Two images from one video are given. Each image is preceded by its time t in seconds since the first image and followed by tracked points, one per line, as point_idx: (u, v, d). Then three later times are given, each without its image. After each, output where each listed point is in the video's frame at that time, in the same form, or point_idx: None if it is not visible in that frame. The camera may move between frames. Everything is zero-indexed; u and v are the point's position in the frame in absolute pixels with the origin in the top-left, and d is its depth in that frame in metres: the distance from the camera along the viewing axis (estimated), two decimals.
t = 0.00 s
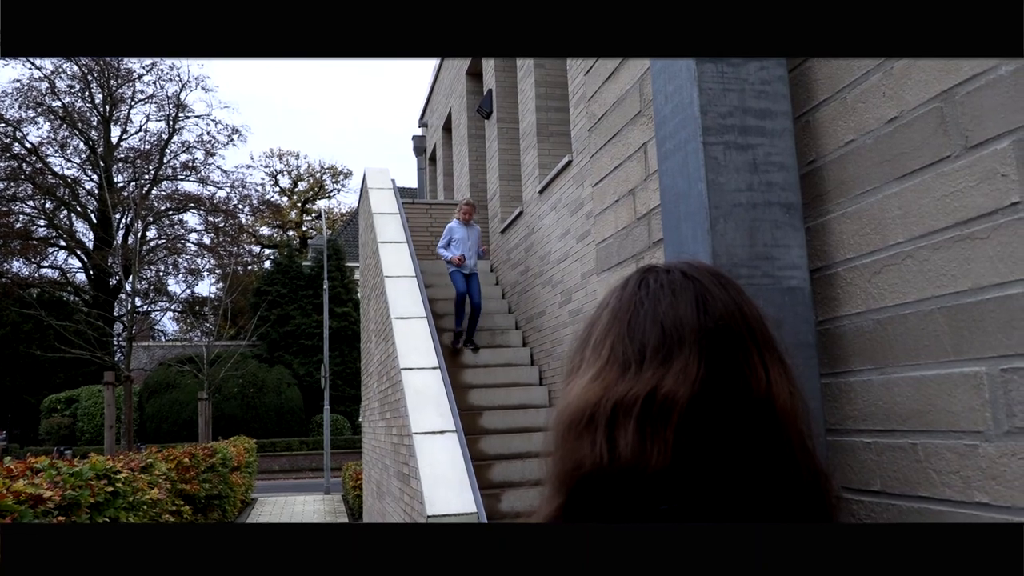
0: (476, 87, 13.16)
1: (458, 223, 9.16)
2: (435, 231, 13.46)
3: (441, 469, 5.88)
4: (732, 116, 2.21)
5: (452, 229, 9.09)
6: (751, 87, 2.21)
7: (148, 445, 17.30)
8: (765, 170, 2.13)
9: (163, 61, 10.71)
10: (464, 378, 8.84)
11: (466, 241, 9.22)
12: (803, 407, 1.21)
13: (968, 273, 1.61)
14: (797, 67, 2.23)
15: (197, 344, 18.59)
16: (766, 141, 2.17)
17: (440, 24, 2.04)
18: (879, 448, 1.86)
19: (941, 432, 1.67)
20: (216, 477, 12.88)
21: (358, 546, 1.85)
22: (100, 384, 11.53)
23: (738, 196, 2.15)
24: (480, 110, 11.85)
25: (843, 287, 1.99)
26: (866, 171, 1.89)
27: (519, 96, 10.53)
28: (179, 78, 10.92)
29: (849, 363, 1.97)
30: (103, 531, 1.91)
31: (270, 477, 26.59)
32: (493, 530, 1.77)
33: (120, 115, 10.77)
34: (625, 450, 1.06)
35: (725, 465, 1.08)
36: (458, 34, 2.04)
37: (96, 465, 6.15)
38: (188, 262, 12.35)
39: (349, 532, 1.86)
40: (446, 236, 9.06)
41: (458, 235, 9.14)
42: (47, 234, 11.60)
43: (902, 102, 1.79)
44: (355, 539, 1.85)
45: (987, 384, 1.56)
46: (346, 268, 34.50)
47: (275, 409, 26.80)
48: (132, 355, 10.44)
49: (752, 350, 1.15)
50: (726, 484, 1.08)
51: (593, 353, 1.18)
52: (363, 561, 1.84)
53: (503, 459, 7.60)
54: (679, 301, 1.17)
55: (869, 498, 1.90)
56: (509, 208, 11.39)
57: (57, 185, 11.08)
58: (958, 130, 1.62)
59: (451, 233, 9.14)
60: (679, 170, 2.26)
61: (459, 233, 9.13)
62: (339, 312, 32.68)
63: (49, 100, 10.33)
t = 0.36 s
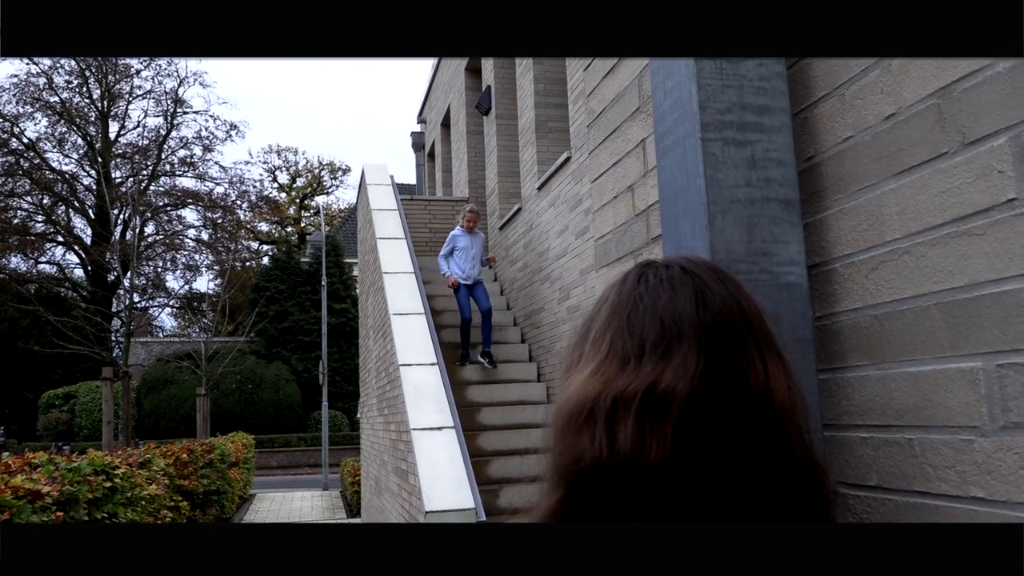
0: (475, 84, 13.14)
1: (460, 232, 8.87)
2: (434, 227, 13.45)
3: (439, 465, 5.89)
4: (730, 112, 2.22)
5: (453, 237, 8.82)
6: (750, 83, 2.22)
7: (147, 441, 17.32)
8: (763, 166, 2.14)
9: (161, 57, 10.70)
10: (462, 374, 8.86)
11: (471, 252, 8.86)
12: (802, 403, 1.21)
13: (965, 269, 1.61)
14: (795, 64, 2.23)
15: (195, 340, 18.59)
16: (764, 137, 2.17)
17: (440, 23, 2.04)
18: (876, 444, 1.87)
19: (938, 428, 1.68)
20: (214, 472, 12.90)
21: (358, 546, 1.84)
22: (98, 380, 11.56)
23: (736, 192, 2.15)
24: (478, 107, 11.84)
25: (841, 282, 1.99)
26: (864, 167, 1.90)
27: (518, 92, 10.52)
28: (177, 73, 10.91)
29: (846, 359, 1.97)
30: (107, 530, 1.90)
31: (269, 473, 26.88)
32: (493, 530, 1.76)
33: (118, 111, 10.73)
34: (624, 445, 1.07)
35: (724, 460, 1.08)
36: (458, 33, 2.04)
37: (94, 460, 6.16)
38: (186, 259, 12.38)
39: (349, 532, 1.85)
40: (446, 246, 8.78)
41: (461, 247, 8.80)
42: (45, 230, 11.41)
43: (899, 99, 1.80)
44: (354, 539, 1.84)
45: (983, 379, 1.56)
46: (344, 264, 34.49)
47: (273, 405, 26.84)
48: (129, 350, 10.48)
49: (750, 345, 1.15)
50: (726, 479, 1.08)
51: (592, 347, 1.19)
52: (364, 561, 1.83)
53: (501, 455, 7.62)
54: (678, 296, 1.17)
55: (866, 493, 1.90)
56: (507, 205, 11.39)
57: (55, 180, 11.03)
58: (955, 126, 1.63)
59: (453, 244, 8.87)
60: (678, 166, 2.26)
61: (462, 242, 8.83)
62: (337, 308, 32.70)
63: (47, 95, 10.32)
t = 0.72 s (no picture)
0: (474, 80, 13.12)
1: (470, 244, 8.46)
2: (432, 224, 13.44)
3: (437, 461, 5.90)
4: (727, 108, 2.22)
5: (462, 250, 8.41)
6: (747, 79, 2.22)
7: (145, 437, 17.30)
8: (760, 162, 2.14)
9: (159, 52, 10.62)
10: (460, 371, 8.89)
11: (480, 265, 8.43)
12: (798, 400, 1.21)
13: (961, 265, 1.61)
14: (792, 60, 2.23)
15: (194, 336, 18.57)
16: (761, 133, 2.17)
17: (438, 23, 2.04)
18: (872, 439, 1.87)
19: (933, 423, 1.68)
20: (213, 468, 12.85)
21: (358, 544, 1.84)
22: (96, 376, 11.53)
23: (733, 188, 2.16)
24: (477, 103, 11.82)
25: (837, 279, 2.00)
26: (861, 163, 1.90)
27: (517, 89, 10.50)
28: (175, 69, 10.83)
29: (842, 355, 1.98)
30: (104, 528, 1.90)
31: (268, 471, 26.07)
32: (492, 530, 1.76)
33: (116, 106, 10.72)
34: (622, 440, 1.07)
35: (722, 457, 1.08)
36: (457, 33, 2.04)
37: (92, 456, 6.18)
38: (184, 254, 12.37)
39: (350, 531, 1.85)
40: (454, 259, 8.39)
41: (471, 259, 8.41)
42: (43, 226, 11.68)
43: (895, 95, 1.80)
44: (354, 538, 1.84)
45: (978, 375, 1.57)
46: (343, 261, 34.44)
47: (271, 401, 26.83)
48: (127, 347, 10.48)
49: (746, 340, 1.15)
50: (724, 476, 1.07)
51: (590, 343, 1.19)
52: (363, 560, 1.83)
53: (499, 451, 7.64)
54: (676, 292, 1.17)
55: (861, 488, 1.91)
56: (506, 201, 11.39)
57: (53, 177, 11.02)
58: (951, 123, 1.63)
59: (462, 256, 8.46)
60: (675, 163, 2.27)
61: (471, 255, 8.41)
62: (336, 304, 32.70)
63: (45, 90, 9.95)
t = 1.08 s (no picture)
0: (474, 75, 13.11)
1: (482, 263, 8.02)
2: (432, 220, 13.42)
3: (437, 456, 5.91)
4: (737, 102, 2.21)
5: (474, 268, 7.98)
6: (756, 74, 2.21)
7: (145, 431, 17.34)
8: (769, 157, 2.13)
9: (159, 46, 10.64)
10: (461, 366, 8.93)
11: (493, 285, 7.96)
12: (808, 395, 1.21)
13: (973, 260, 1.61)
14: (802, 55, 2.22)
15: (193, 331, 18.61)
16: (769, 128, 2.16)
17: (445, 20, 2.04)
18: (880, 435, 1.86)
19: (943, 420, 1.68)
20: (212, 463, 12.88)
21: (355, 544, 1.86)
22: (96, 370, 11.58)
23: (742, 182, 2.15)
24: (478, 99, 11.81)
25: (845, 274, 1.99)
26: (871, 157, 1.89)
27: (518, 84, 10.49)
28: (176, 64, 10.87)
29: (851, 351, 1.97)
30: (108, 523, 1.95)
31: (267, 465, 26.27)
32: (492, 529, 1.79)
33: (117, 100, 10.74)
34: (632, 435, 1.06)
35: (734, 452, 1.07)
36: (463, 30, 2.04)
37: (92, 450, 6.19)
38: (184, 250, 12.41)
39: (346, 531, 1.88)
40: (466, 278, 7.94)
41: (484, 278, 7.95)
42: (42, 220, 11.29)
43: (907, 90, 1.79)
44: (354, 537, 1.87)
45: (989, 371, 1.56)
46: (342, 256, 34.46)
47: (271, 397, 26.90)
48: (127, 340, 10.53)
49: (757, 333, 1.15)
50: (732, 473, 1.06)
51: (598, 337, 1.18)
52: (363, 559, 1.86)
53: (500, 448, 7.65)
54: (685, 286, 1.17)
55: (868, 484, 1.90)
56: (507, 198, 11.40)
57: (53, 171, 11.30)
58: (963, 118, 1.62)
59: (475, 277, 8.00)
60: (683, 157, 2.26)
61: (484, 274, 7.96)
62: (336, 300, 32.74)
63: (45, 85, 10.13)
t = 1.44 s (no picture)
0: (474, 69, 13.06)
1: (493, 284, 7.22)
2: (432, 214, 13.36)
3: (439, 450, 5.91)
4: (754, 90, 2.20)
5: (485, 291, 7.19)
6: (773, 61, 2.20)
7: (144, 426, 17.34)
8: (787, 145, 2.12)
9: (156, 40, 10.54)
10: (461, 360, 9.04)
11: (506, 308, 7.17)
12: (830, 387, 1.19)
13: (996, 248, 1.60)
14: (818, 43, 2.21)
15: (192, 326, 18.60)
16: (787, 116, 2.15)
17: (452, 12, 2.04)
18: (900, 425, 1.85)
19: (964, 410, 1.68)
20: (212, 458, 12.88)
21: (357, 544, 2.03)
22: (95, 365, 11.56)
23: (760, 170, 2.14)
24: (478, 92, 11.76)
25: (863, 264, 1.97)
26: (890, 145, 1.87)
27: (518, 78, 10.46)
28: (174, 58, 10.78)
29: (869, 341, 1.96)
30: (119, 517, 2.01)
31: (266, 460, 26.35)
32: (492, 530, 1.97)
33: (115, 95, 10.68)
34: (653, 424, 1.05)
35: (756, 443, 1.06)
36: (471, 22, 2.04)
37: (93, 444, 6.20)
38: (183, 244, 12.41)
39: (349, 531, 2.04)
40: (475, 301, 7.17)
41: (496, 301, 7.16)
42: (41, 215, 11.45)
43: (928, 76, 1.78)
44: (355, 538, 2.03)
45: (1014, 360, 1.56)
46: (341, 251, 34.40)
47: (270, 392, 26.90)
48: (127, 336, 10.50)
49: (778, 322, 1.14)
50: (754, 464, 1.05)
51: (617, 326, 1.16)
52: (363, 559, 2.02)
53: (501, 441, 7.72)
54: (706, 274, 1.16)
55: (888, 474, 1.89)
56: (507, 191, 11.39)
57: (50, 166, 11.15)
58: (986, 104, 1.62)
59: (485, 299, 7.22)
60: (698, 146, 2.25)
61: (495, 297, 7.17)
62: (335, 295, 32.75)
63: (42, 79, 9.93)
